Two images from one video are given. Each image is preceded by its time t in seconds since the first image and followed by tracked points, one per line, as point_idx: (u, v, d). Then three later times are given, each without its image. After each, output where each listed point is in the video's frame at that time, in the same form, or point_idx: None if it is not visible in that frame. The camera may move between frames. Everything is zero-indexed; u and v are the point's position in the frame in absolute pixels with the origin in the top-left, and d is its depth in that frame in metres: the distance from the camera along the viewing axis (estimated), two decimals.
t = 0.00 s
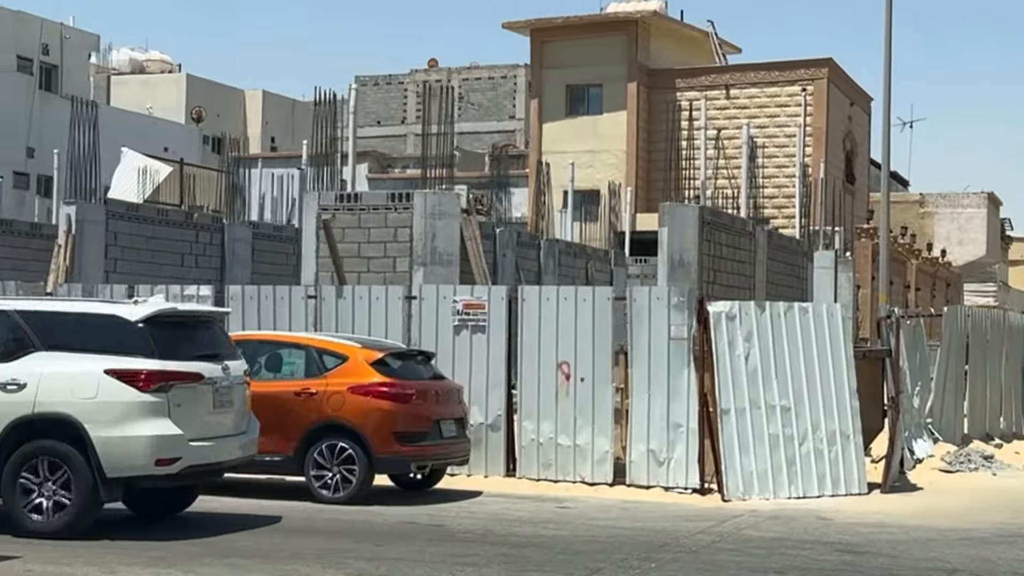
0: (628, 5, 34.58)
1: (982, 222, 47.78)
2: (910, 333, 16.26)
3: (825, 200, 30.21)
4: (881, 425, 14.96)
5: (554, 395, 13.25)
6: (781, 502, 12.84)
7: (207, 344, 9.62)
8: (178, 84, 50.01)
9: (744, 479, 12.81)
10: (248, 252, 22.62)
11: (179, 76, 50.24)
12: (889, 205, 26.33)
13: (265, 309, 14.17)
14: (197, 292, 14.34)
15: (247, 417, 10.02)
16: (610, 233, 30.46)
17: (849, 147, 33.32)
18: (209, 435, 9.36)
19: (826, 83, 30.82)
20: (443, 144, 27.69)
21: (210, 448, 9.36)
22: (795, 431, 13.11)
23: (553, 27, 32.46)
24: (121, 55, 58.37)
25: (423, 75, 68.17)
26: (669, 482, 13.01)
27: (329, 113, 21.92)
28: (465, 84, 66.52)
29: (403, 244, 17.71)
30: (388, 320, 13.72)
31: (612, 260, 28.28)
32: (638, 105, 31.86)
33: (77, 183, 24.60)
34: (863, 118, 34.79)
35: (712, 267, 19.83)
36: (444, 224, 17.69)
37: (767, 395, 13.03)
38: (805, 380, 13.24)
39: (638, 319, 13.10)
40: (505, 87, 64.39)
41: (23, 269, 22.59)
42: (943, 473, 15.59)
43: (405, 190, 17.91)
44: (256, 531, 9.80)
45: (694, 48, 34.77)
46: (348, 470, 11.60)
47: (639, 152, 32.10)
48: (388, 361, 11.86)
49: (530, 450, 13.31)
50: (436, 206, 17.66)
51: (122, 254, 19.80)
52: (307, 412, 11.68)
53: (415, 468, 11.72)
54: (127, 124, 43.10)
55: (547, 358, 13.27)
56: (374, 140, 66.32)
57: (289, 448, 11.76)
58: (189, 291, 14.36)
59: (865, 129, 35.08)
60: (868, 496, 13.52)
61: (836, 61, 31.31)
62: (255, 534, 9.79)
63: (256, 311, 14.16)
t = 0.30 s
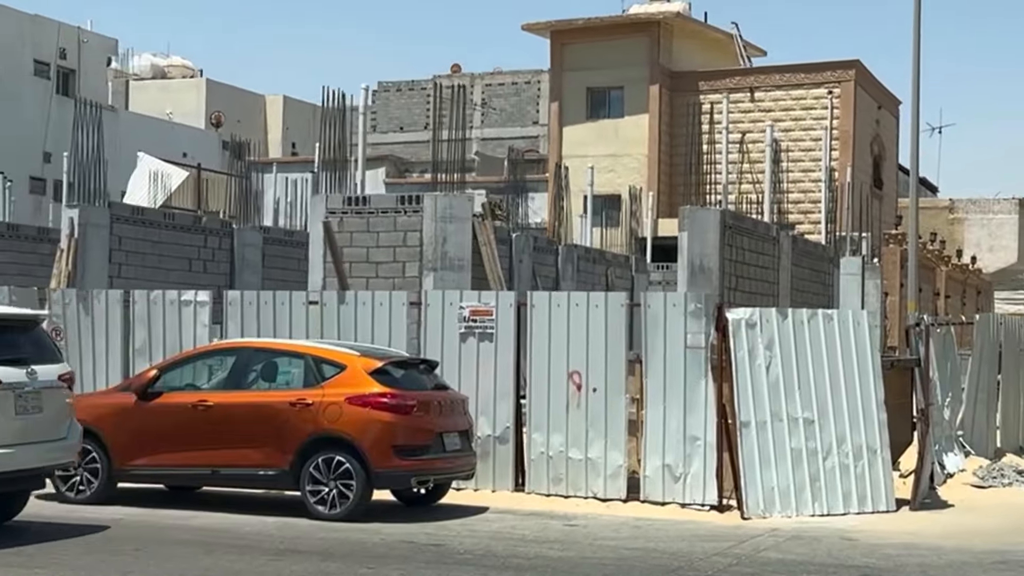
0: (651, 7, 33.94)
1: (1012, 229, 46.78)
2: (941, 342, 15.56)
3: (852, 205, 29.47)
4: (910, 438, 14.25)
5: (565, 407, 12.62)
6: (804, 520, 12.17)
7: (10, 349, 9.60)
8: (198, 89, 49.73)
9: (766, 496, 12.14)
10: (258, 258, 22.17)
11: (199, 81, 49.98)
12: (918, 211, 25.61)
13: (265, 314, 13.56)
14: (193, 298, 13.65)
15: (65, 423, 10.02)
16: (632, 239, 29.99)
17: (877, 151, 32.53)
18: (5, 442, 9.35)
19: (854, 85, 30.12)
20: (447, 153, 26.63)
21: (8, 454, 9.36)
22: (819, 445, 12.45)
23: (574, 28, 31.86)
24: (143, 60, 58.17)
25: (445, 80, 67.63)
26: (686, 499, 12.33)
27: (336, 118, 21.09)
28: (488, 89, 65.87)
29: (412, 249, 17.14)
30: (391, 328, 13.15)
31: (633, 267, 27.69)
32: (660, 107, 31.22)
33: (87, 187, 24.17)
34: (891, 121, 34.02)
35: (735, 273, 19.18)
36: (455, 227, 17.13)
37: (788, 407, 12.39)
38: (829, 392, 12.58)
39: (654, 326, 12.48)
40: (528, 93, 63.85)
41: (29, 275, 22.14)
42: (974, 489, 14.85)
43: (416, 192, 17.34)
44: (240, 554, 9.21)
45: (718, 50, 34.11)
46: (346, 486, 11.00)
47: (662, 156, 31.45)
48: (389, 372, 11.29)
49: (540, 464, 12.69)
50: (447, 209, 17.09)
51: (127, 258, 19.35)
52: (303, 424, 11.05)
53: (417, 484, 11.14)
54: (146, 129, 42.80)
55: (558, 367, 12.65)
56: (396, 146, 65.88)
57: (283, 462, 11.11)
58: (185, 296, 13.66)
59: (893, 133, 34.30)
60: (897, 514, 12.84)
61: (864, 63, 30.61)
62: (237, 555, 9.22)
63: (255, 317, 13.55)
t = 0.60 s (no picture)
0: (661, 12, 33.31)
1: None
2: (958, 351, 14.89)
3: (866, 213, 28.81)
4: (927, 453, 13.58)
5: (562, 420, 12.00)
6: (813, 540, 11.54)
7: None
8: (206, 96, 49.31)
9: (773, 515, 11.51)
10: (255, 265, 21.64)
11: (207, 87, 49.57)
12: (934, 220, 24.92)
13: (251, 322, 12.98)
14: (176, 305, 13.07)
15: None
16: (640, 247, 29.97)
17: (892, 157, 31.81)
18: None
19: (868, 90, 29.39)
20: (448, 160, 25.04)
21: None
22: (829, 461, 11.83)
23: (582, 32, 31.27)
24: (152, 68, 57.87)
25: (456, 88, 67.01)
26: (690, 517, 11.70)
27: (333, 121, 20.51)
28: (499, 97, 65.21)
29: (409, 255, 16.56)
30: (381, 336, 12.56)
31: (641, 275, 27.13)
32: (670, 113, 30.60)
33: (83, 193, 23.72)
34: (906, 127, 33.31)
35: (744, 280, 18.53)
36: (453, 233, 16.57)
37: (797, 421, 11.77)
38: (840, 405, 11.96)
39: (656, 336, 11.84)
40: (540, 101, 63.27)
41: (20, 281, 21.59)
42: (993, 508, 14.15)
43: (413, 197, 16.79)
44: None
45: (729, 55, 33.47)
46: (328, 503, 10.41)
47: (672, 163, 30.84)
48: (375, 382, 10.70)
49: (536, 480, 12.07)
50: (445, 215, 16.53)
51: (118, 265, 18.85)
52: (283, 438, 10.46)
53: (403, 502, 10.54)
54: (153, 136, 42.40)
55: (555, 379, 12.05)
56: (406, 154, 65.34)
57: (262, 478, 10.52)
58: (167, 303, 13.09)
59: (909, 139, 33.60)
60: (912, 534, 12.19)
61: (878, 67, 29.92)
62: None
63: (240, 325, 12.97)
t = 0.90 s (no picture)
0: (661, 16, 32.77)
1: None
2: (963, 363, 14.28)
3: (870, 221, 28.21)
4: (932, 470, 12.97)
5: (547, 433, 11.39)
6: (810, 562, 10.92)
7: None
8: (203, 103, 48.88)
9: (769, 535, 10.88)
10: (241, 272, 21.11)
11: (204, 94, 49.14)
12: (939, 229, 24.29)
13: (222, 330, 12.36)
14: (145, 312, 12.50)
15: None
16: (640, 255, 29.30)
17: (897, 165, 31.20)
18: None
19: (872, 96, 28.81)
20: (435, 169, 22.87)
21: None
22: (828, 478, 11.22)
23: (580, 37, 30.73)
24: (151, 75, 57.43)
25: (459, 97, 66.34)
26: (680, 537, 11.04)
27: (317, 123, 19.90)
28: (501, 105, 64.56)
29: (394, 261, 15.98)
30: (358, 346, 11.97)
31: (640, 284, 26.56)
32: (669, 119, 30.04)
33: (68, 198, 23.18)
34: (911, 134, 32.71)
35: (741, 288, 17.92)
36: (439, 238, 16.01)
37: (794, 435, 11.15)
38: (839, 419, 11.36)
39: (645, 345, 11.21)
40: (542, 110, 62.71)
41: None
42: (1000, 527, 13.52)
43: (398, 201, 16.24)
44: None
45: (730, 60, 32.92)
46: (295, 523, 9.81)
47: (671, 170, 30.27)
48: (346, 394, 10.09)
49: (519, 498, 11.45)
50: (431, 219, 15.97)
51: (97, 272, 18.30)
52: (248, 453, 9.86)
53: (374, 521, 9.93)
54: (149, 142, 41.90)
55: (539, 390, 11.44)
56: (406, 163, 64.78)
57: (224, 497, 9.92)
58: (135, 310, 12.52)
59: (913, 147, 32.96)
60: (915, 555, 11.56)
61: (882, 73, 29.35)
62: None
63: (211, 333, 12.36)
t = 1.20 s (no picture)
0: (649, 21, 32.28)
1: None
2: (952, 373, 13.75)
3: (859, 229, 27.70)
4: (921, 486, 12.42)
5: (515, 447, 10.80)
6: None
7: None
8: (188, 109, 48.27)
9: (748, 555, 10.30)
10: (212, 279, 20.52)
11: (189, 100, 48.53)
12: (929, 237, 23.78)
13: (176, 337, 11.75)
14: (95, 317, 11.91)
15: None
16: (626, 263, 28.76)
17: (887, 173, 30.70)
18: None
19: (861, 102, 28.38)
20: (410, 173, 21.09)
21: None
22: (810, 495, 10.65)
23: (566, 40, 30.23)
24: (137, 80, 56.78)
25: (448, 105, 65.78)
26: (655, 557, 10.45)
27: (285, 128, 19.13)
28: (490, 114, 63.97)
29: (364, 266, 15.41)
30: (318, 354, 11.37)
31: (624, 292, 26.00)
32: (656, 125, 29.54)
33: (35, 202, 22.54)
34: (901, 141, 32.22)
35: (726, 296, 17.37)
36: (411, 242, 15.45)
37: (774, 449, 10.58)
38: (823, 432, 10.80)
39: (618, 354, 10.61)
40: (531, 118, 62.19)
41: None
42: (992, 545, 12.93)
43: (369, 204, 15.66)
44: None
45: (719, 65, 32.44)
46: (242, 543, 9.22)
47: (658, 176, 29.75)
48: (298, 405, 9.50)
49: (485, 515, 10.86)
50: (403, 223, 15.40)
51: (59, 277, 17.69)
52: (193, 468, 9.29)
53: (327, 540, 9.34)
54: (130, 148, 41.28)
55: (507, 401, 10.86)
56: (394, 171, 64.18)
57: (167, 514, 9.36)
58: (86, 316, 11.93)
59: (904, 154, 32.47)
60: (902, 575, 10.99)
61: (872, 78, 28.89)
62: None
63: (164, 340, 11.75)
